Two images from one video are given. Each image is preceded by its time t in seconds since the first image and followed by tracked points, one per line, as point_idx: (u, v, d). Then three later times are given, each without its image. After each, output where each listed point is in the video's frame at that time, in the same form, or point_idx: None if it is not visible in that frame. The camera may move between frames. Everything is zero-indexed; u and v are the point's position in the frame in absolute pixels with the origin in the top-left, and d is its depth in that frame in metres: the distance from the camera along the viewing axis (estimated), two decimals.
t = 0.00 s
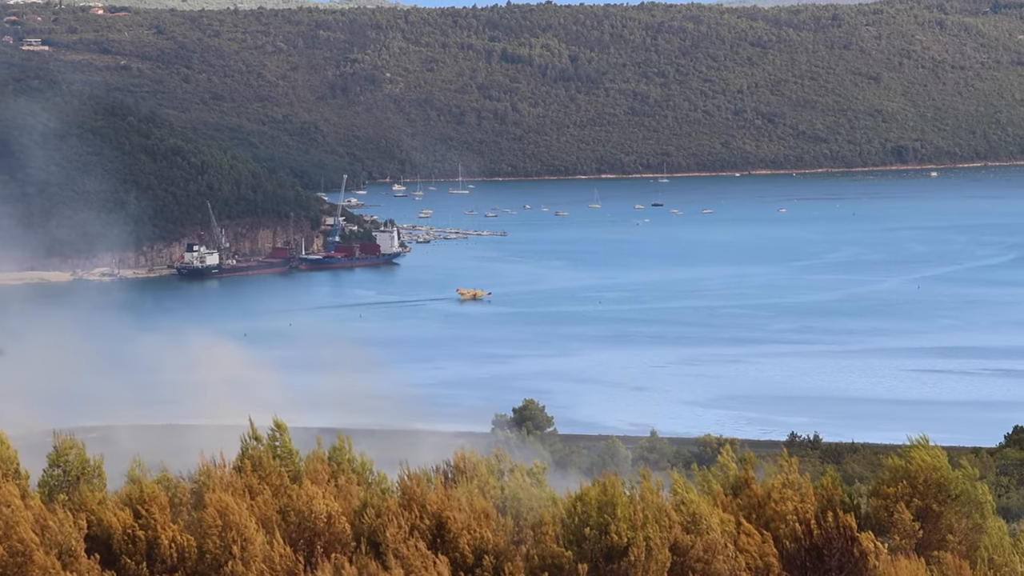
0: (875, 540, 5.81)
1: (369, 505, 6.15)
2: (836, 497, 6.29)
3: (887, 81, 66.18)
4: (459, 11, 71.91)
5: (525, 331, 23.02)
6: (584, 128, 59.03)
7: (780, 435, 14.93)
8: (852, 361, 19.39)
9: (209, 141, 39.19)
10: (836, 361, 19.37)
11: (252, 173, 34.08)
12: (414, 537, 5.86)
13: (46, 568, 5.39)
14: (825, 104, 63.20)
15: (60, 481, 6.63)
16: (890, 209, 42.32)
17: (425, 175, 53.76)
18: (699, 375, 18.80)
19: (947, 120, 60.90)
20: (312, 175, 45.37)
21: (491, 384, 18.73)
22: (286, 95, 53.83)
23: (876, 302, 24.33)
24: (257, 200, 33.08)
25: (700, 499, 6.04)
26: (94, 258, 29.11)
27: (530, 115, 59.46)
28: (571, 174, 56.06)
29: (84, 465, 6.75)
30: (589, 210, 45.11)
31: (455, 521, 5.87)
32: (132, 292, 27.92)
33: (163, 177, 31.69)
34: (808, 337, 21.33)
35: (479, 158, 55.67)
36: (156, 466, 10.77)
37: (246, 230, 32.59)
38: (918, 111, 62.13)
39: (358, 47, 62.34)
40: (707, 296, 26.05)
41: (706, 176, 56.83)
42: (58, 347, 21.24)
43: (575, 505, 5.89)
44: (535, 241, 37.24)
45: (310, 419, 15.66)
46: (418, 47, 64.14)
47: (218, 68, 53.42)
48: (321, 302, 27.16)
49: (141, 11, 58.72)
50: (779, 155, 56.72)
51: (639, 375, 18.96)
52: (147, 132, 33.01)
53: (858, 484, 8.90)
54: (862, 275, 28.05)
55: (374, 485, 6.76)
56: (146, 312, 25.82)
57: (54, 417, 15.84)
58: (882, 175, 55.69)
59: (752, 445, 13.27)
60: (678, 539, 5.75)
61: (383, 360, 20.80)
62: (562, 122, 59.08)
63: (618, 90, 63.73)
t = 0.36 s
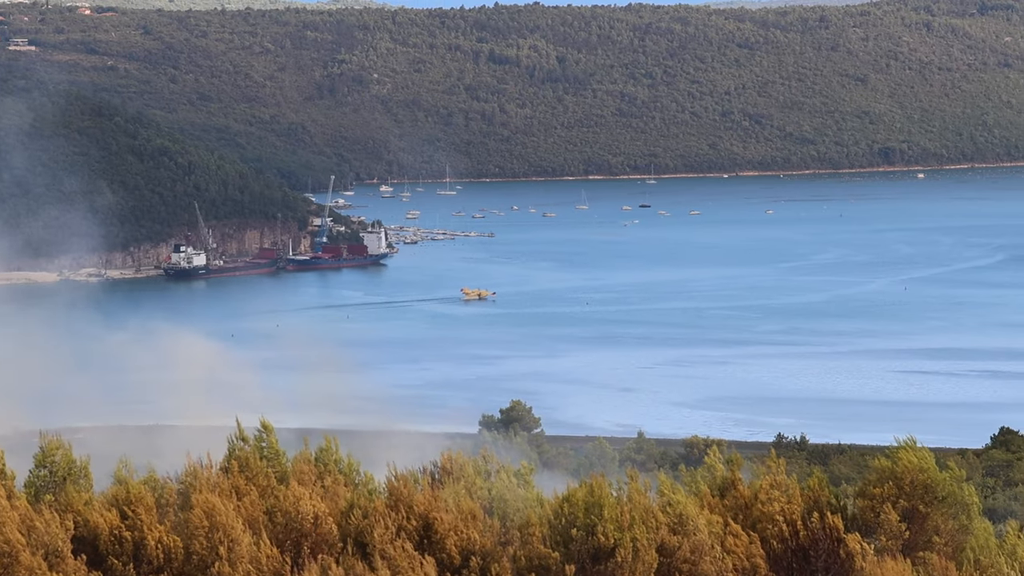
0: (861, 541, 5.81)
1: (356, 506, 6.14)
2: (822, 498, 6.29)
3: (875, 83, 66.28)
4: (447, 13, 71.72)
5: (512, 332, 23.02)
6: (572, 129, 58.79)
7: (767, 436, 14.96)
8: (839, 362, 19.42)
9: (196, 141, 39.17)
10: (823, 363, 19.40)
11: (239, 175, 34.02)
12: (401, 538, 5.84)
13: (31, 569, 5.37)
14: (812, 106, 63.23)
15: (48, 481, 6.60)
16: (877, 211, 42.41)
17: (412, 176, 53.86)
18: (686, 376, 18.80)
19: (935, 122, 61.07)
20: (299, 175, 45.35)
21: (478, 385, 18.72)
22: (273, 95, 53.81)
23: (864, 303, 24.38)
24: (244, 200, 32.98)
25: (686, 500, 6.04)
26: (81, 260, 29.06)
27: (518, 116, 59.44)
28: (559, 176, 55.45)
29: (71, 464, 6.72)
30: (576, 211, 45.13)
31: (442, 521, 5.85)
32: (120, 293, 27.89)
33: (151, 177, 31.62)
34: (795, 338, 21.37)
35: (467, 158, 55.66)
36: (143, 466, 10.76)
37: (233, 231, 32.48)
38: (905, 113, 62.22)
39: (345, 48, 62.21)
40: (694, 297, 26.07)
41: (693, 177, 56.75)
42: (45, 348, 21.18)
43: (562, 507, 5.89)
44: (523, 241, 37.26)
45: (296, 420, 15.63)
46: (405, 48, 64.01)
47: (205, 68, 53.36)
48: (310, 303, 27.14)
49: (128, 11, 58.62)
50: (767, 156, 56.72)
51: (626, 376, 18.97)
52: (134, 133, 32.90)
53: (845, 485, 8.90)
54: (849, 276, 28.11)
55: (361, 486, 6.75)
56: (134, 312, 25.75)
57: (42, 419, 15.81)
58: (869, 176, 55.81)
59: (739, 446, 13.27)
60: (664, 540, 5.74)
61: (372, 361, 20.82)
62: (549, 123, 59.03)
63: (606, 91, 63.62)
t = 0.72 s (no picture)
0: (845, 542, 5.81)
1: (340, 507, 6.13)
2: (806, 499, 6.29)
3: (859, 83, 66.46)
4: (432, 13, 71.53)
5: (497, 332, 23.02)
6: (556, 130, 58.85)
7: (751, 436, 14.99)
8: (823, 362, 19.46)
9: (181, 142, 39.12)
10: (807, 363, 19.45)
11: (224, 175, 33.93)
12: (385, 539, 5.82)
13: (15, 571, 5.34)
14: (796, 107, 63.28)
15: (30, 482, 6.57)
16: (861, 212, 42.52)
17: (396, 176, 54.07)
18: (671, 376, 18.81)
19: (919, 123, 61.28)
20: (284, 175, 45.31)
21: (462, 385, 18.69)
22: (258, 95, 53.75)
23: (848, 304, 24.43)
24: (229, 201, 32.86)
25: (671, 501, 6.03)
26: (65, 260, 28.99)
27: (502, 117, 59.45)
28: (543, 176, 55.95)
29: (54, 465, 6.68)
30: (561, 212, 45.14)
31: (427, 521, 5.84)
32: (103, 292, 27.78)
33: (135, 177, 31.55)
34: (779, 339, 21.41)
35: (451, 159, 55.70)
36: (126, 466, 10.73)
37: (217, 231, 32.34)
38: (889, 113, 62.37)
39: (330, 48, 62.04)
40: (679, 298, 26.10)
41: (678, 178, 56.89)
42: (27, 349, 21.09)
43: (546, 507, 5.88)
44: (508, 241, 37.26)
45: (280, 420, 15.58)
46: (390, 48, 63.90)
47: (189, 68, 53.26)
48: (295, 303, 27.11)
49: (112, 11, 58.45)
50: (751, 156, 56.92)
51: (610, 376, 18.98)
52: (118, 132, 32.77)
53: (827, 486, 8.90)
54: (833, 276, 28.18)
55: (345, 486, 6.73)
56: (117, 313, 25.66)
57: (25, 420, 15.73)
58: (853, 177, 55.97)
59: (723, 446, 13.29)
60: (649, 539, 5.73)
61: (357, 361, 20.81)
62: (534, 124, 59.04)
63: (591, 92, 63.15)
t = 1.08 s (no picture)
0: (829, 541, 5.80)
1: (324, 507, 6.10)
2: (789, 499, 6.27)
3: (842, 83, 66.54)
4: (416, 12, 71.17)
5: (480, 332, 22.99)
6: (540, 130, 58.80)
7: (735, 436, 14.99)
8: (807, 362, 19.48)
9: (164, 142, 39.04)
10: (791, 363, 19.45)
11: (207, 175, 33.83)
12: (369, 538, 5.79)
13: None
14: (779, 107, 63.29)
15: (13, 482, 6.51)
16: (845, 211, 42.62)
17: (380, 176, 53.77)
18: (654, 376, 18.80)
19: (901, 123, 61.46)
20: (267, 176, 45.24)
21: (446, 385, 18.65)
22: (241, 96, 53.65)
23: (832, 304, 24.47)
24: (212, 201, 32.75)
25: (655, 501, 6.00)
26: (47, 260, 28.92)
27: (486, 117, 59.40)
28: (527, 176, 56.08)
29: (37, 466, 6.63)
30: (544, 211, 45.14)
31: (410, 522, 5.80)
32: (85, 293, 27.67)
33: (118, 177, 31.48)
34: (763, 338, 21.43)
35: (435, 159, 55.65)
36: (110, 466, 10.69)
37: (201, 231, 32.25)
38: (872, 113, 62.48)
39: (313, 48, 61.71)
40: (663, 297, 26.10)
41: (661, 177, 56.97)
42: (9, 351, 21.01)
43: (529, 507, 5.86)
44: (492, 241, 37.26)
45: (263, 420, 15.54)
46: (373, 48, 63.64)
47: (172, 69, 53.11)
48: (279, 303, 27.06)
49: (94, 11, 58.26)
50: (735, 156, 57.04)
51: (594, 376, 18.96)
52: (101, 133, 32.80)
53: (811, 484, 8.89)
54: (816, 276, 28.23)
55: (329, 487, 6.70)
56: (99, 313, 25.56)
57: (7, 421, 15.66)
58: (836, 176, 56.10)
59: (706, 446, 13.27)
60: (633, 539, 5.71)
61: (341, 361, 20.79)
62: (517, 124, 59.02)
63: (574, 91, 63.37)
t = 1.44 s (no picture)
0: (815, 543, 5.80)
1: (312, 507, 6.08)
2: (777, 499, 6.26)
3: (829, 84, 66.67)
4: (403, 12, 70.97)
5: (468, 332, 22.99)
6: (527, 131, 58.84)
7: (721, 436, 15.02)
8: (794, 363, 19.51)
9: (151, 142, 39.00)
10: (778, 364, 19.48)
11: (195, 175, 33.74)
12: (356, 539, 5.77)
13: None
14: (766, 107, 63.35)
15: None
16: (833, 212, 42.67)
17: (368, 177, 53.79)
18: (641, 377, 18.84)
19: (888, 123, 61.63)
20: (254, 177, 45.22)
21: (433, 386, 18.64)
22: (228, 97, 53.60)
23: (819, 305, 24.53)
24: (199, 201, 32.64)
25: (643, 502, 5.97)
26: (33, 261, 28.93)
27: (473, 117, 59.36)
28: (515, 177, 55.97)
29: (25, 467, 6.60)
30: (531, 212, 45.19)
31: (398, 522, 5.79)
32: (72, 294, 27.60)
33: (104, 178, 31.42)
34: (750, 339, 21.47)
35: (422, 159, 55.68)
36: (97, 466, 10.67)
37: (188, 232, 32.14)
38: (859, 114, 62.61)
39: (300, 48, 61.43)
40: (650, 298, 26.12)
41: (648, 178, 57.07)
42: None
43: (517, 508, 5.85)
44: (478, 242, 37.28)
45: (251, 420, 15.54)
46: (361, 49, 63.43)
47: (160, 69, 53.05)
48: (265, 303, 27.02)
49: (81, 12, 58.11)
50: (723, 157, 57.19)
51: (582, 376, 18.98)
52: (89, 133, 32.82)
53: (797, 485, 8.91)
54: (803, 276, 28.30)
55: (316, 487, 6.69)
56: (86, 314, 25.48)
57: None
58: (823, 177, 56.29)
59: (692, 446, 13.29)
60: (620, 540, 5.70)
61: (328, 362, 20.77)
62: (505, 125, 59.05)
63: (561, 92, 63.47)
